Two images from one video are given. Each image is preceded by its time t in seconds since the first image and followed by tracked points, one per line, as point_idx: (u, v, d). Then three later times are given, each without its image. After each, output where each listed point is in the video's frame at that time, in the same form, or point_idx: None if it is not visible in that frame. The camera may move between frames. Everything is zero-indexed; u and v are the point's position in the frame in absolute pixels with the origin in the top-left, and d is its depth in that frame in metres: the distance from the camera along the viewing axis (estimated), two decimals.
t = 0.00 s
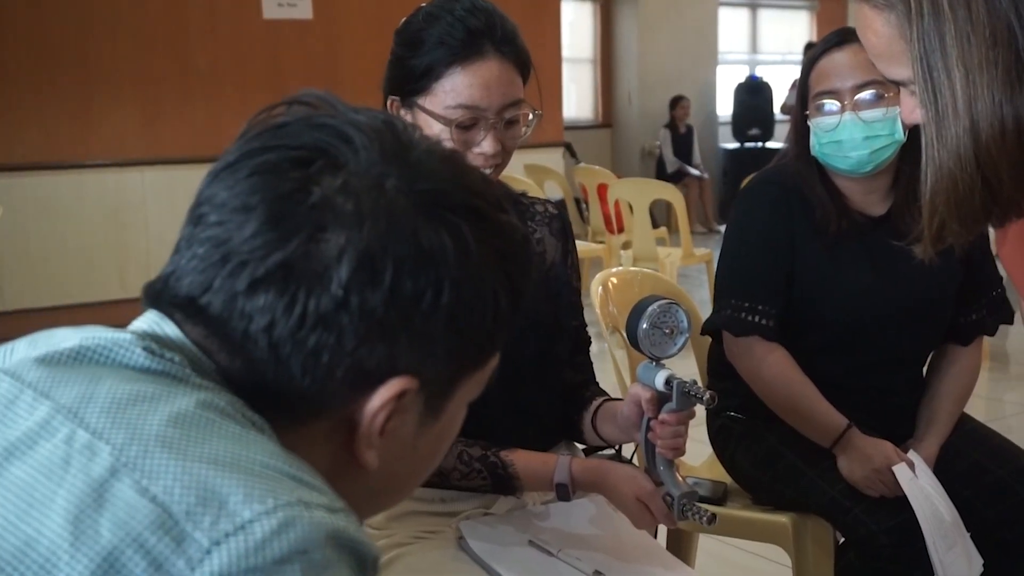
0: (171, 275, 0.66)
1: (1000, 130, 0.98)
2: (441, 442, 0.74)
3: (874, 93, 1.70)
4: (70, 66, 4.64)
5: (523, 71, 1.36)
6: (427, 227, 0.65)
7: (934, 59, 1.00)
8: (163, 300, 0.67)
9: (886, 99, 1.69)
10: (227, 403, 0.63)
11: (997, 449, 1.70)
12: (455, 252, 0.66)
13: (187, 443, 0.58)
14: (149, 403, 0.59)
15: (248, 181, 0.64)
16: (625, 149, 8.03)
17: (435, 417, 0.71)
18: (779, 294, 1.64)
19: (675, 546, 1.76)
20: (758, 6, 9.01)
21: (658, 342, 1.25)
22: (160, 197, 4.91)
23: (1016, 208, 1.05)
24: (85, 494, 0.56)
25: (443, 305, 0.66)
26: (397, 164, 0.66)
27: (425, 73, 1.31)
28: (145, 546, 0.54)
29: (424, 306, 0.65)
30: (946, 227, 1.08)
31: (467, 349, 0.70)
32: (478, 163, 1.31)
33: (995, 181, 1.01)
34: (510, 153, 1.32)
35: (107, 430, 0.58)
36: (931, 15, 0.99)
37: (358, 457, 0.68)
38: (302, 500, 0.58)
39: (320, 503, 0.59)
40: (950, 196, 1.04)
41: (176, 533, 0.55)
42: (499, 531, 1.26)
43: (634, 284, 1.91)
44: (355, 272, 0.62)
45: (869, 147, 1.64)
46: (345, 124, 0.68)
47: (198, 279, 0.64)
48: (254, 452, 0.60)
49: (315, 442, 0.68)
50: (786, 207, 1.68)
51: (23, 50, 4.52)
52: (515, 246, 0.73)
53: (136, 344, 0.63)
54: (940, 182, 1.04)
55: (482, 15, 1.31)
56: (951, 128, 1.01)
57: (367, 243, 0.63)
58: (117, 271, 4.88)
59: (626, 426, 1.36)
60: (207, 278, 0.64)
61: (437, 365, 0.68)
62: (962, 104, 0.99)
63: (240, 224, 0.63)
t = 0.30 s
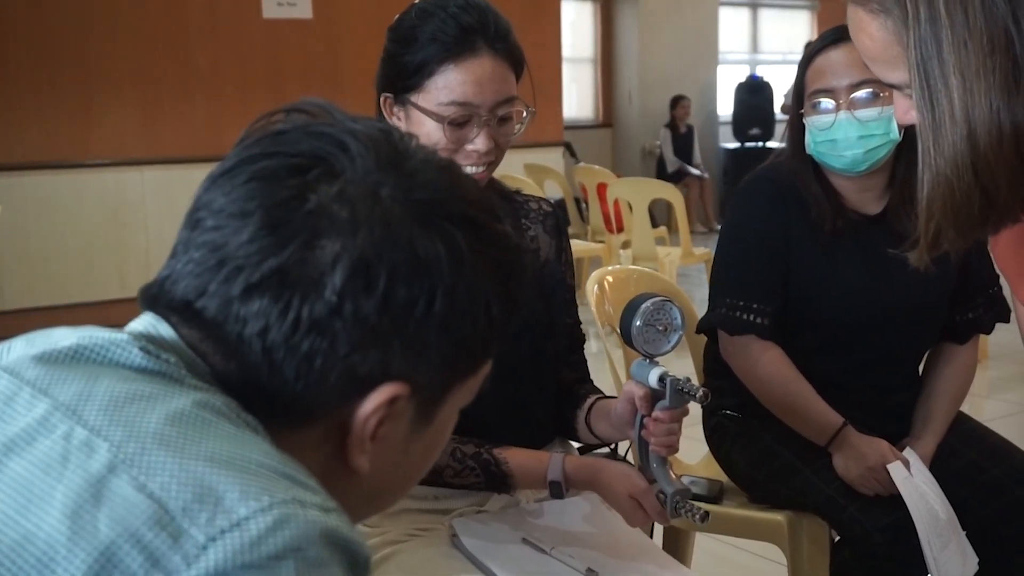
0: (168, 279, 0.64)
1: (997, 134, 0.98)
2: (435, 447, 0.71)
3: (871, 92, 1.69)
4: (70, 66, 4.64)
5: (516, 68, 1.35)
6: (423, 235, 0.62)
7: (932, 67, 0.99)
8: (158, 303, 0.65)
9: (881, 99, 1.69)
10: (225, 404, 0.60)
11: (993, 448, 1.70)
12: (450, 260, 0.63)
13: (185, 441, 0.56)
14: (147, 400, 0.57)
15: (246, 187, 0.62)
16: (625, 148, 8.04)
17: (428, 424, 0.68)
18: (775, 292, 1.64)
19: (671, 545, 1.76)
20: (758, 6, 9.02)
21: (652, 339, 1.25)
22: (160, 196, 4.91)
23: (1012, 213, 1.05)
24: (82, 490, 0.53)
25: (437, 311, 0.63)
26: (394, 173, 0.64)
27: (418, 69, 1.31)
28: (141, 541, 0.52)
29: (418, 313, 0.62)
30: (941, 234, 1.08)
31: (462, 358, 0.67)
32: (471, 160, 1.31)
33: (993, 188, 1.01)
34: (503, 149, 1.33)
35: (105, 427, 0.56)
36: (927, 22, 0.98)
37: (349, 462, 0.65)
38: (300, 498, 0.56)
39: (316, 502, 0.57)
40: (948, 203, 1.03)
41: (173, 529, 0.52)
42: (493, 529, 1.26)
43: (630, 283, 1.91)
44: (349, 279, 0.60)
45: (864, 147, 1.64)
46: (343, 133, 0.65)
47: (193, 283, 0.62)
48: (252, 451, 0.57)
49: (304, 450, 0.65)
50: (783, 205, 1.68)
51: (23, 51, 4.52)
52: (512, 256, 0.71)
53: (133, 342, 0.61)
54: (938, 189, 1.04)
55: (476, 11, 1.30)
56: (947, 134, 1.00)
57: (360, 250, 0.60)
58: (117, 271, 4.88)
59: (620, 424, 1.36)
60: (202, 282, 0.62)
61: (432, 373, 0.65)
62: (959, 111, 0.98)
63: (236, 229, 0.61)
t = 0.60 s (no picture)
0: (156, 276, 0.64)
1: (998, 138, 0.97)
2: (424, 448, 0.71)
3: (869, 93, 1.69)
4: (70, 67, 4.65)
5: (512, 66, 1.35)
6: (413, 235, 0.62)
7: (932, 72, 0.98)
8: (146, 301, 0.65)
9: (878, 101, 1.69)
10: (210, 403, 0.60)
11: (992, 448, 1.70)
12: (439, 261, 0.63)
13: (169, 440, 0.55)
14: (131, 399, 0.57)
15: (235, 185, 0.62)
16: (626, 149, 8.03)
17: (416, 425, 0.68)
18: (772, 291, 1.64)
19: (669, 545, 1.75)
20: (759, 7, 9.01)
21: (648, 337, 1.25)
22: (161, 196, 4.91)
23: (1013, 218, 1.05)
24: (65, 488, 0.53)
25: (426, 311, 0.63)
26: (386, 173, 0.63)
27: (414, 67, 1.31)
28: (124, 540, 0.52)
29: (405, 314, 0.63)
30: (941, 239, 1.07)
31: (450, 359, 0.67)
32: (467, 158, 1.31)
33: (994, 193, 1.01)
34: (499, 147, 1.33)
35: (88, 426, 0.56)
36: (929, 26, 0.98)
37: (337, 464, 0.65)
38: (284, 498, 0.56)
39: (301, 502, 0.57)
40: (949, 209, 1.03)
41: (156, 528, 0.52)
42: (489, 527, 1.26)
43: (629, 282, 1.90)
44: (336, 279, 0.60)
45: (861, 149, 1.64)
46: (335, 131, 0.65)
47: (181, 281, 0.62)
48: (236, 450, 0.57)
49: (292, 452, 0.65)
50: (779, 204, 1.67)
51: (23, 51, 4.53)
52: (505, 257, 0.70)
53: (118, 341, 0.61)
54: (939, 195, 1.03)
55: (472, 9, 1.30)
56: (947, 140, 1.00)
57: (349, 250, 0.60)
58: (117, 271, 4.90)
59: (616, 422, 1.36)
60: (190, 280, 0.62)
61: (421, 374, 0.65)
62: (960, 116, 0.98)
63: (224, 227, 0.61)
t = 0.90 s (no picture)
0: (153, 271, 0.64)
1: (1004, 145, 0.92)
2: (422, 447, 0.70)
3: (871, 94, 1.68)
4: (70, 68, 4.65)
5: (511, 63, 1.35)
6: (412, 235, 0.62)
7: (937, 74, 0.94)
8: (144, 296, 0.65)
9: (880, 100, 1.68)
10: (206, 399, 0.60)
11: (992, 447, 1.69)
12: (439, 260, 0.63)
13: (164, 436, 0.55)
14: (126, 395, 0.57)
15: (233, 181, 0.62)
16: (627, 148, 8.03)
17: (414, 424, 0.67)
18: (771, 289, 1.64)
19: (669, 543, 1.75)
20: (762, 6, 9.01)
21: (647, 335, 1.25)
22: (162, 196, 4.91)
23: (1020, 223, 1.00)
24: (58, 486, 0.53)
25: (425, 310, 0.63)
26: (385, 170, 0.63)
27: (413, 65, 1.31)
28: (116, 538, 0.52)
29: (405, 312, 0.62)
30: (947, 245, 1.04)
31: (449, 359, 0.67)
32: (466, 156, 1.31)
33: (1000, 198, 0.96)
34: (498, 145, 1.32)
35: (82, 421, 0.55)
36: (932, 27, 0.93)
37: (334, 463, 0.65)
38: (279, 495, 0.55)
39: (297, 499, 0.57)
40: (955, 215, 0.99)
41: (149, 526, 0.52)
42: (488, 526, 1.26)
43: (629, 280, 1.90)
44: (334, 277, 0.60)
45: (862, 149, 1.64)
46: (334, 127, 0.65)
47: (178, 277, 0.62)
48: (232, 446, 0.57)
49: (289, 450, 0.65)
50: (779, 202, 1.67)
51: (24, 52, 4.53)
52: (505, 256, 0.70)
53: (113, 336, 0.61)
54: (943, 200, 0.99)
55: (471, 7, 1.30)
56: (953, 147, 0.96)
57: (348, 248, 0.60)
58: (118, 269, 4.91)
59: (616, 420, 1.36)
60: (187, 276, 0.61)
61: (420, 374, 0.65)
62: (965, 121, 0.93)
63: (222, 223, 0.61)
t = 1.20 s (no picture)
0: (144, 265, 0.64)
1: (1010, 142, 0.88)
2: (415, 441, 0.70)
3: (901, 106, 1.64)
4: (71, 68, 4.65)
5: (510, 61, 1.35)
6: (405, 229, 0.62)
7: (940, 70, 0.89)
8: (135, 290, 0.65)
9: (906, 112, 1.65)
10: (198, 395, 0.60)
11: (991, 446, 1.69)
12: (432, 254, 0.63)
13: (155, 433, 0.55)
14: (117, 392, 0.57)
15: (224, 174, 0.61)
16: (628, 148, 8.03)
17: (407, 417, 0.67)
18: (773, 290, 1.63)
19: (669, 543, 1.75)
20: (763, 6, 9.00)
21: (645, 335, 1.25)
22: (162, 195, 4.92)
23: None
24: (49, 483, 0.53)
25: (417, 303, 0.63)
26: (377, 163, 0.63)
27: (412, 64, 1.30)
28: (107, 536, 0.52)
29: (397, 305, 0.62)
30: (951, 244, 0.98)
31: (441, 353, 0.67)
32: (465, 154, 1.31)
33: (1004, 195, 0.91)
34: (497, 144, 1.33)
35: (73, 419, 0.55)
36: (936, 22, 0.88)
37: (326, 457, 0.65)
38: (271, 493, 0.55)
39: (289, 497, 0.57)
40: (960, 214, 0.93)
41: (140, 524, 0.52)
42: (487, 525, 1.26)
43: (630, 279, 1.90)
44: (326, 270, 0.60)
45: (887, 163, 1.61)
46: (327, 121, 0.65)
47: (169, 271, 0.62)
48: (224, 443, 0.57)
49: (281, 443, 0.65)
50: (788, 201, 1.66)
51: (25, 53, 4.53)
52: (499, 250, 0.70)
53: (105, 332, 0.61)
54: (948, 199, 0.93)
55: (470, 6, 1.30)
56: (959, 144, 0.90)
57: (340, 241, 0.60)
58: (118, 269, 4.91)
59: (614, 419, 1.36)
60: (178, 270, 0.61)
61: (412, 367, 0.65)
62: (969, 116, 0.88)
63: (213, 217, 0.60)
